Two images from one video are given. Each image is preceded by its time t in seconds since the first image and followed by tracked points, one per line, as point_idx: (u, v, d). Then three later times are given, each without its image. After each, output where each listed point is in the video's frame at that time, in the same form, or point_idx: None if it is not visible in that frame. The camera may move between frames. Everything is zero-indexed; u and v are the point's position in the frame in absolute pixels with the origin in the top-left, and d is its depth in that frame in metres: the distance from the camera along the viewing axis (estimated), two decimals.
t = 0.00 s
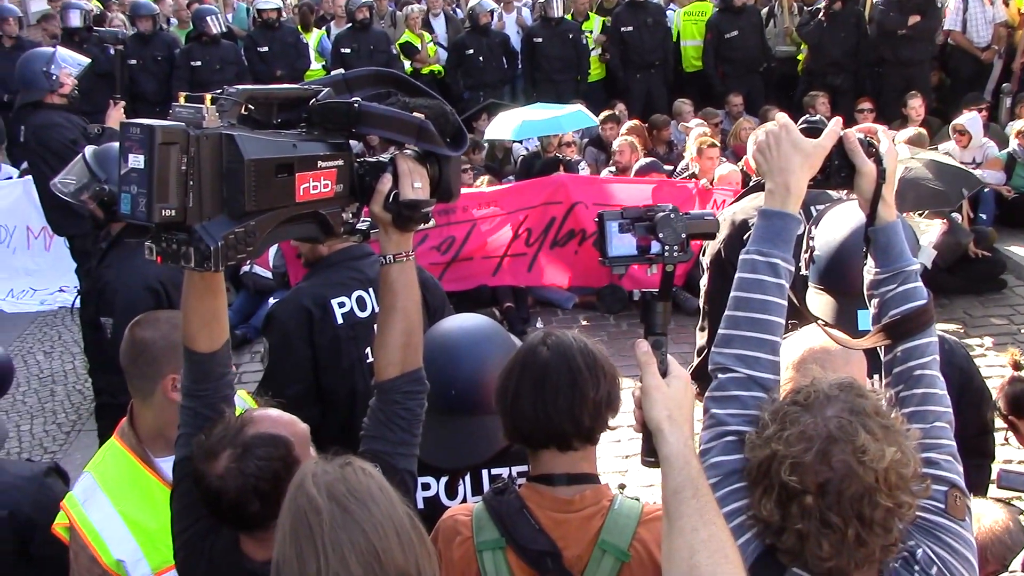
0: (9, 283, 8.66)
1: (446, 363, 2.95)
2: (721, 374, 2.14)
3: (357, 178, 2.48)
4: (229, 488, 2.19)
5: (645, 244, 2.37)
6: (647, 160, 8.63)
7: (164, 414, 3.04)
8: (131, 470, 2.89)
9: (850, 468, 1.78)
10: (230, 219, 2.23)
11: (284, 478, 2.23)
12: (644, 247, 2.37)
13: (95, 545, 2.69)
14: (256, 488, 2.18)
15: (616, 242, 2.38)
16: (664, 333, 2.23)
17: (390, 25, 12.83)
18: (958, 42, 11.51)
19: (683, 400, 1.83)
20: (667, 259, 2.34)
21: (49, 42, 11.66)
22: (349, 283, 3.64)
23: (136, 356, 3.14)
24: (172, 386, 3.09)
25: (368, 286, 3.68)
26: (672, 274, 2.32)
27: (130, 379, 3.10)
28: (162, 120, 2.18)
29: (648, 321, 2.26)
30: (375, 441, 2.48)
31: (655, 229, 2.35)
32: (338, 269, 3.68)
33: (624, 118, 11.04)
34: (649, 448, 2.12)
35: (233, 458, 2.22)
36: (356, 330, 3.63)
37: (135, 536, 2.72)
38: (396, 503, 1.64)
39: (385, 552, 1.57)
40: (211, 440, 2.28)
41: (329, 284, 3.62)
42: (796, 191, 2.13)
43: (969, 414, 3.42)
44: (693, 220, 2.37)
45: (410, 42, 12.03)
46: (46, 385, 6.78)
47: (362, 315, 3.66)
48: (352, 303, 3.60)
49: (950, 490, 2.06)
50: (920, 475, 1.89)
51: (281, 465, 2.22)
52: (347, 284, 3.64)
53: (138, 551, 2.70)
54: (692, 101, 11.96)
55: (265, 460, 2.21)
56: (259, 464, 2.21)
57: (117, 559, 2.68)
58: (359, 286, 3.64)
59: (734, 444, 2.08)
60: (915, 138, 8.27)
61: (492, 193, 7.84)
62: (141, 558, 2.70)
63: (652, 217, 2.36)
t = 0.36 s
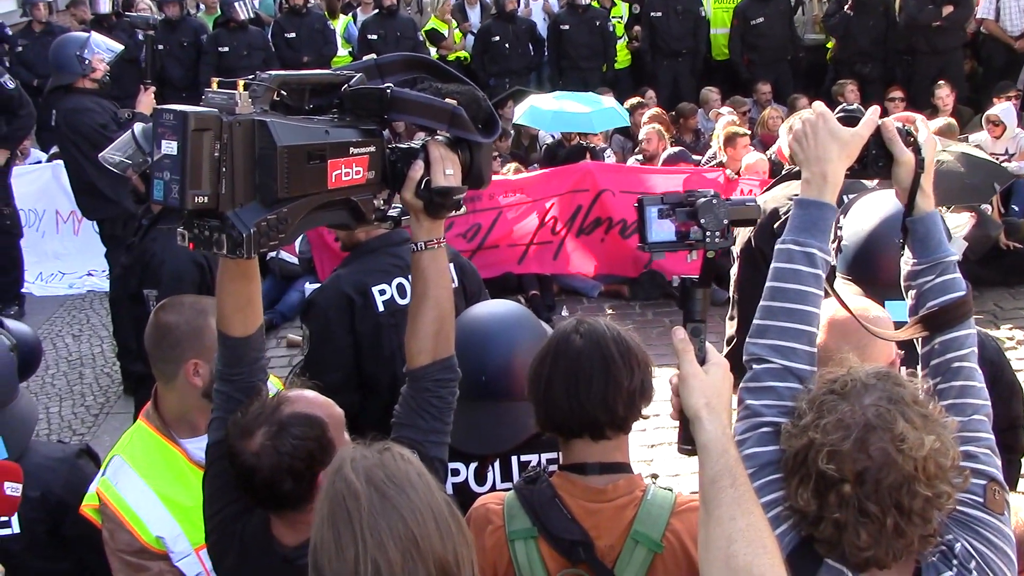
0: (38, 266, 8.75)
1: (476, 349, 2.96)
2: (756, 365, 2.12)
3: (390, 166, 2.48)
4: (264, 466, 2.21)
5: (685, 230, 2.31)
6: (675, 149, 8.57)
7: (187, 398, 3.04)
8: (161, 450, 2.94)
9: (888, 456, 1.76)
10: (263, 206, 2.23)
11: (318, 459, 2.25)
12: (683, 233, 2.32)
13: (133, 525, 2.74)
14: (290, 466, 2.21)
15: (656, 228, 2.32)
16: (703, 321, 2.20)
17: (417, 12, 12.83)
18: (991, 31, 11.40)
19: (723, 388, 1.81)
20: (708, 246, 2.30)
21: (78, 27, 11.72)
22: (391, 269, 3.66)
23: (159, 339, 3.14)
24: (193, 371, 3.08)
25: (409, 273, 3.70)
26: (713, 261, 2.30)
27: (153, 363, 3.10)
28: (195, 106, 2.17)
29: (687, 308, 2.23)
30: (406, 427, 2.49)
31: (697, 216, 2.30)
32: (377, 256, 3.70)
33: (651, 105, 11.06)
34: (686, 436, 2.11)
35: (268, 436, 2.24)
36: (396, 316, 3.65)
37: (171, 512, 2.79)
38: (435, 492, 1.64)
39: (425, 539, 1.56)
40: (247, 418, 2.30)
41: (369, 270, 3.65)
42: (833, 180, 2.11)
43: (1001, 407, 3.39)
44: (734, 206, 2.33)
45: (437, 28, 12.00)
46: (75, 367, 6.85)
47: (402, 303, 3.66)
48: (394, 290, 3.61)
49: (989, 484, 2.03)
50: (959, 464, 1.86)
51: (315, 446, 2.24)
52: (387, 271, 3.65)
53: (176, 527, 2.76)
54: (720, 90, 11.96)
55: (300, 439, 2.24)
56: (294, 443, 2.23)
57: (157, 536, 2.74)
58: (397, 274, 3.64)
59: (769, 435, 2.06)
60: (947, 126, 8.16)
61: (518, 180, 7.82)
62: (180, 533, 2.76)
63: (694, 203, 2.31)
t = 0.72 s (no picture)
0: (49, 244, 8.73)
1: (493, 333, 2.93)
2: (785, 357, 2.11)
3: (409, 146, 2.44)
4: (278, 448, 2.19)
5: (721, 216, 2.25)
6: (691, 137, 8.50)
7: (205, 374, 3.04)
8: (179, 426, 2.94)
9: (922, 451, 1.72)
10: (278, 185, 2.19)
11: (333, 442, 2.22)
12: (719, 219, 2.25)
13: (152, 500, 2.72)
14: (305, 449, 2.18)
15: (693, 215, 2.24)
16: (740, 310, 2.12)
17: None
18: (1012, 26, 11.54)
19: (756, 379, 1.79)
20: (747, 233, 2.22)
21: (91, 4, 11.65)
22: (416, 254, 3.65)
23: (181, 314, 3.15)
24: (212, 347, 3.09)
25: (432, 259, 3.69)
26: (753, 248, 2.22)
27: (172, 339, 3.10)
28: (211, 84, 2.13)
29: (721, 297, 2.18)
30: (422, 413, 2.47)
31: (736, 202, 2.23)
32: (403, 240, 3.68)
33: (667, 94, 11.05)
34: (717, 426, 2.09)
35: (284, 417, 2.21)
36: (421, 302, 3.64)
37: (190, 488, 2.78)
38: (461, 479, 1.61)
39: (450, 526, 1.54)
40: (262, 399, 2.27)
41: (392, 255, 3.63)
42: (869, 171, 2.09)
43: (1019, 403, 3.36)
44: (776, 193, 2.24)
45: (454, 12, 11.90)
46: (85, 346, 6.84)
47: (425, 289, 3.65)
48: (419, 276, 3.60)
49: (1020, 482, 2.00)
50: (992, 462, 1.83)
51: (330, 428, 2.21)
52: (412, 256, 3.64)
53: (195, 503, 2.76)
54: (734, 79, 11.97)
55: (315, 421, 2.21)
56: (309, 425, 2.20)
57: (175, 511, 2.73)
58: (420, 260, 3.63)
59: (799, 430, 2.04)
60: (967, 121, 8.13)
61: (533, 166, 7.79)
62: (198, 508, 2.76)
63: (735, 189, 2.23)
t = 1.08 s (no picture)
0: (70, 225, 8.77)
1: (519, 320, 2.95)
2: (820, 350, 2.16)
3: (434, 130, 2.40)
4: (300, 433, 2.17)
5: (764, 205, 2.21)
6: (714, 124, 8.45)
7: (233, 357, 3.04)
8: (206, 408, 2.93)
9: (962, 448, 1.72)
10: (301, 168, 2.17)
11: (355, 426, 2.20)
12: (762, 207, 2.22)
13: (177, 482, 2.72)
14: (327, 434, 2.16)
15: (733, 203, 2.21)
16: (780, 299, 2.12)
17: None
18: None
19: (797, 369, 1.76)
20: (793, 222, 2.20)
21: None
22: (429, 244, 3.65)
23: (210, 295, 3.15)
24: (240, 330, 3.08)
25: (450, 247, 3.67)
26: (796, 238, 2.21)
27: (200, 322, 3.10)
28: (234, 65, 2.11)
29: (763, 286, 2.16)
30: (447, 399, 2.45)
31: (782, 190, 2.19)
32: (427, 225, 3.69)
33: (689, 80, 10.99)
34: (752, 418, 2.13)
35: (306, 402, 2.19)
36: (434, 290, 3.64)
37: (215, 471, 2.78)
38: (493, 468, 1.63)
39: (480, 517, 1.56)
40: (284, 384, 2.26)
41: (406, 243, 3.63)
42: (908, 160, 2.11)
43: None
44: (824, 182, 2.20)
45: None
46: (106, 327, 6.86)
47: (440, 277, 3.65)
48: (431, 264, 3.60)
49: None
50: None
51: (352, 413, 2.19)
52: (428, 245, 3.64)
53: (219, 487, 2.76)
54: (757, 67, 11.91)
55: (337, 406, 2.19)
56: (331, 409, 2.18)
57: (199, 494, 2.73)
58: (434, 248, 3.63)
59: (832, 423, 2.08)
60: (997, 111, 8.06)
61: (552, 153, 7.77)
62: (222, 492, 2.76)
63: (781, 177, 2.19)
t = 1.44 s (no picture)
0: (102, 212, 8.84)
1: (551, 311, 3.02)
2: (859, 344, 2.15)
3: (465, 118, 2.39)
4: (331, 422, 2.17)
5: (808, 192, 2.16)
6: (745, 111, 8.38)
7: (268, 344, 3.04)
8: (241, 396, 2.93)
9: (1002, 447, 1.68)
10: (329, 153, 2.16)
11: (386, 414, 2.19)
12: (806, 194, 2.16)
13: (213, 468, 2.73)
14: (358, 422, 2.15)
15: (776, 189, 2.15)
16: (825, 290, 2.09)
17: None
18: None
19: (839, 359, 1.78)
20: (839, 210, 2.14)
21: None
22: (448, 233, 3.65)
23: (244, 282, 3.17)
24: (275, 317, 3.07)
25: (467, 237, 3.66)
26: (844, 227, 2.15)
27: (237, 308, 3.11)
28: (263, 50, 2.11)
29: (806, 276, 2.12)
30: (476, 387, 2.44)
31: (827, 177, 2.13)
32: (449, 214, 3.70)
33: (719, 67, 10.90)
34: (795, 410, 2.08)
35: (336, 391, 2.19)
36: (449, 280, 3.64)
37: (251, 458, 2.79)
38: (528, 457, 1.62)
39: (517, 505, 1.55)
40: (314, 371, 2.25)
41: (424, 231, 3.64)
42: (951, 149, 2.07)
43: None
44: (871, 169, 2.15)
45: None
46: (138, 314, 6.91)
47: (456, 266, 3.64)
48: (447, 252, 3.61)
49: None
50: None
51: (384, 401, 2.18)
52: (446, 233, 3.64)
53: (255, 473, 2.76)
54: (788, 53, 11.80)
55: (367, 394, 2.18)
56: (361, 397, 2.17)
57: (236, 481, 2.74)
58: (452, 237, 3.63)
59: (871, 419, 2.08)
60: None
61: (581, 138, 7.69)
62: (258, 479, 2.77)
63: (826, 164, 2.14)
